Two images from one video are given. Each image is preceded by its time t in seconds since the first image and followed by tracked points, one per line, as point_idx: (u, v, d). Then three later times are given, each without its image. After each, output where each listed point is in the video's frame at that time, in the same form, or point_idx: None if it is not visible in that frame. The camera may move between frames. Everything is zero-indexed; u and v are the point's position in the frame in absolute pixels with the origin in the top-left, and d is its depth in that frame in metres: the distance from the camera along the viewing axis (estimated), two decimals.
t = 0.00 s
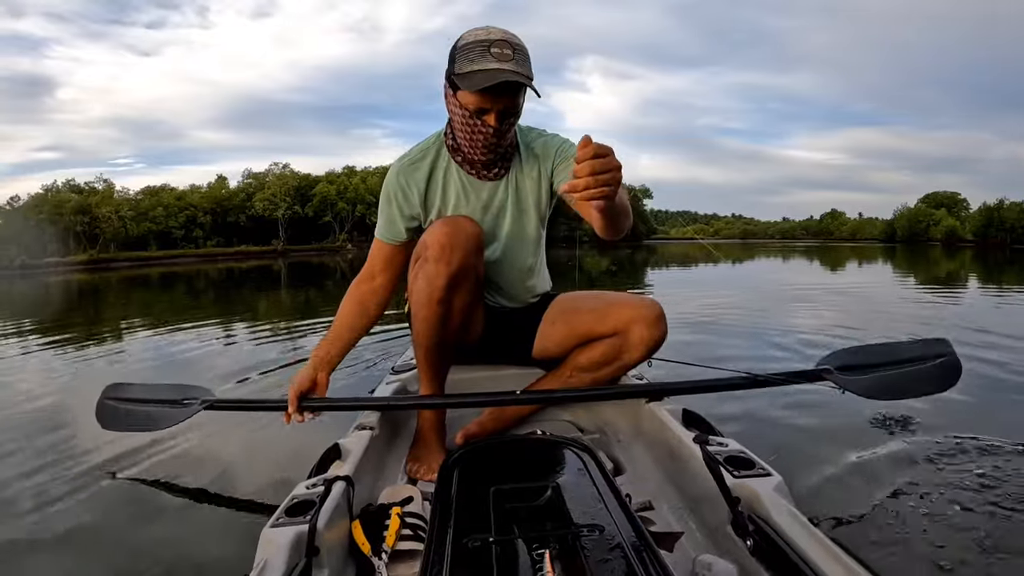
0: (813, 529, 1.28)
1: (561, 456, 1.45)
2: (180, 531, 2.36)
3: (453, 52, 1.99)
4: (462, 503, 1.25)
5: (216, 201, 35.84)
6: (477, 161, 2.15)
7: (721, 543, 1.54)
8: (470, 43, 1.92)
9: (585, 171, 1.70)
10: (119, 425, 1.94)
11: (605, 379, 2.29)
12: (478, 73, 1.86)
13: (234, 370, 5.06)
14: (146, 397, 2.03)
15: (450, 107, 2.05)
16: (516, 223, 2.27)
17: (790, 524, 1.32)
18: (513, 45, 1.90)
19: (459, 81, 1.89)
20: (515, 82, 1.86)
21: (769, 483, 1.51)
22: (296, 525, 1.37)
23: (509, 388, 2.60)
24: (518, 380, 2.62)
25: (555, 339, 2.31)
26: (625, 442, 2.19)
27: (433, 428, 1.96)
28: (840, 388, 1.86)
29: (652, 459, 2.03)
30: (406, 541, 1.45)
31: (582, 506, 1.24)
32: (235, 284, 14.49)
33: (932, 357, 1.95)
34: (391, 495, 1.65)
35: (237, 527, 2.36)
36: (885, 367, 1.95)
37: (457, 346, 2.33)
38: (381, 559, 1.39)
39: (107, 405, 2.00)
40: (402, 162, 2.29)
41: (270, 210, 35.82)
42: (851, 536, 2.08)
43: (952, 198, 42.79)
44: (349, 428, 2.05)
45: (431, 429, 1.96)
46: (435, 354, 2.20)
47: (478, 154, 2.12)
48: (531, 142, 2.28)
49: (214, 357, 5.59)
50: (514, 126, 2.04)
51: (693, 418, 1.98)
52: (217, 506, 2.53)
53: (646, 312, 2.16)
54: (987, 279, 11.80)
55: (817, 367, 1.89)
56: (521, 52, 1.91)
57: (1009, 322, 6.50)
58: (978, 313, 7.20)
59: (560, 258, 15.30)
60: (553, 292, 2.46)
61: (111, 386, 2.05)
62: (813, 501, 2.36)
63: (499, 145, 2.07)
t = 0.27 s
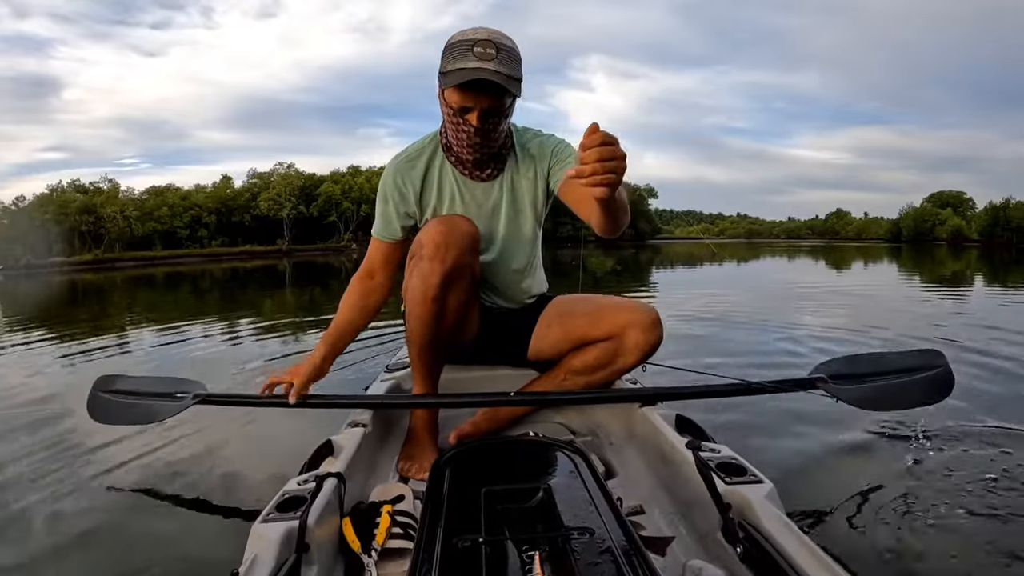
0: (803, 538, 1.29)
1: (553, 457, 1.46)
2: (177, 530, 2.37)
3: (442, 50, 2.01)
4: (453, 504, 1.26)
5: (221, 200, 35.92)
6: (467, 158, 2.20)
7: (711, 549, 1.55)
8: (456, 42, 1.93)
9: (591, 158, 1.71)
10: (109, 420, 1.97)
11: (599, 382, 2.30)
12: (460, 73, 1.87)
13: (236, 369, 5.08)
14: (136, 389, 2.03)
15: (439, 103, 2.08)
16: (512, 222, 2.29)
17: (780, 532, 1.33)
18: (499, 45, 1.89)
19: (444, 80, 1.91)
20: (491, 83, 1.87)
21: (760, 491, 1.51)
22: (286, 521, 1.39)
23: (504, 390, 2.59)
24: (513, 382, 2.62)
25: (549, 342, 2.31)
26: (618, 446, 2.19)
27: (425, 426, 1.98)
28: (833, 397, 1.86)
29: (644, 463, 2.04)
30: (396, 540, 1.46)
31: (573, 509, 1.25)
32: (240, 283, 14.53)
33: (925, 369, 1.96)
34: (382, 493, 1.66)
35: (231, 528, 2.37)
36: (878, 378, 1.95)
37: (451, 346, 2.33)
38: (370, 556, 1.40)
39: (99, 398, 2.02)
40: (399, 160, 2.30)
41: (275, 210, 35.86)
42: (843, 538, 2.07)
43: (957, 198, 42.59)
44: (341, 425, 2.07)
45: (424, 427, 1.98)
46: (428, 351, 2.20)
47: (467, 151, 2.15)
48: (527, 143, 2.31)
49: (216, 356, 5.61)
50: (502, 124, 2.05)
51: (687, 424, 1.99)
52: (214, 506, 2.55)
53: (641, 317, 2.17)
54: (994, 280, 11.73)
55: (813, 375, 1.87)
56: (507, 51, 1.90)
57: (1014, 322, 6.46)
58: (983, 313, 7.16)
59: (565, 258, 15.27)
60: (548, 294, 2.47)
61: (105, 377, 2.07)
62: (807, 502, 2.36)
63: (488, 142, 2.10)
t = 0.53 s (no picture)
0: (799, 542, 1.29)
1: (551, 459, 1.46)
2: (178, 527, 2.39)
3: (448, 55, 2.04)
4: (450, 503, 1.26)
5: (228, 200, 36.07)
6: (478, 163, 2.19)
7: (707, 551, 1.56)
8: (469, 43, 1.97)
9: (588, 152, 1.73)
10: (112, 417, 1.99)
11: (597, 384, 2.29)
12: (487, 67, 1.91)
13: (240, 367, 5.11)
14: (133, 381, 2.02)
15: (450, 108, 2.07)
16: (515, 221, 2.30)
17: (776, 536, 1.33)
18: (517, 42, 1.96)
19: (468, 77, 1.93)
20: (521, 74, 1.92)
21: (757, 495, 1.52)
22: (282, 518, 1.40)
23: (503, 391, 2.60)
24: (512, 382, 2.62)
25: (548, 343, 2.32)
26: (616, 448, 2.19)
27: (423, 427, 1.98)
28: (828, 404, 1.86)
29: (641, 465, 2.04)
30: (392, 538, 1.46)
31: (569, 510, 1.25)
32: (248, 283, 14.62)
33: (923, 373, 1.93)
34: (378, 490, 1.67)
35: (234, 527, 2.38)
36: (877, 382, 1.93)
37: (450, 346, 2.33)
38: (366, 554, 1.41)
39: (97, 392, 2.01)
40: (400, 161, 2.31)
41: (282, 209, 35.95)
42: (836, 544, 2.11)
43: (965, 197, 42.37)
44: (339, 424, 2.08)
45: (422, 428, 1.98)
46: (427, 350, 2.22)
47: (482, 154, 2.14)
48: (529, 143, 2.32)
49: (220, 355, 5.64)
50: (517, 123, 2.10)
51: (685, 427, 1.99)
52: (217, 504, 2.57)
53: (641, 320, 2.17)
54: (1002, 280, 11.66)
55: (809, 382, 1.87)
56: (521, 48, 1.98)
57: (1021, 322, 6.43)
58: (990, 313, 7.11)
59: (571, 258, 15.27)
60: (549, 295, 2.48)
61: (100, 367, 2.04)
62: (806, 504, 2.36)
63: (505, 141, 2.11)
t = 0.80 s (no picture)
0: (800, 542, 1.29)
1: (551, 458, 1.46)
2: (181, 525, 2.40)
3: (453, 53, 2.13)
4: (451, 502, 1.27)
5: (235, 200, 36.21)
6: (490, 150, 2.19)
7: (708, 552, 1.56)
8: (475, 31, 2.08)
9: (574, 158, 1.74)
10: (111, 416, 2.00)
11: (598, 384, 2.29)
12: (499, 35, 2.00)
13: (245, 366, 5.13)
14: (133, 381, 2.04)
15: (464, 97, 2.10)
16: (519, 217, 2.31)
17: (778, 536, 1.33)
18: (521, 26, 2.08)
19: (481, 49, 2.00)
20: (534, 41, 2.00)
21: (758, 494, 1.52)
22: (283, 517, 1.41)
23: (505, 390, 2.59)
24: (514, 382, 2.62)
25: (550, 343, 2.32)
26: (617, 447, 2.19)
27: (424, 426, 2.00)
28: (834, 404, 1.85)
29: (642, 465, 2.04)
30: (394, 537, 1.46)
31: (570, 510, 1.26)
32: (256, 283, 14.65)
33: (924, 374, 1.94)
34: (380, 490, 1.67)
35: (237, 526, 2.39)
36: (879, 383, 1.93)
37: (452, 345, 2.34)
38: (367, 554, 1.41)
39: (98, 391, 2.03)
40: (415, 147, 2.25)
41: (289, 209, 36.03)
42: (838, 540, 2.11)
43: (973, 198, 42.14)
44: (341, 423, 2.09)
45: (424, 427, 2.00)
46: (428, 349, 2.23)
47: (501, 134, 2.12)
48: (533, 143, 2.36)
49: (225, 355, 5.66)
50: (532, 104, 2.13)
51: (685, 427, 1.98)
52: (221, 503, 2.58)
53: (643, 319, 2.17)
54: (1012, 280, 11.57)
55: (812, 381, 1.86)
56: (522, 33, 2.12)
57: None
58: (999, 314, 7.06)
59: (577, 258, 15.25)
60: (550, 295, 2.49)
61: (102, 367, 2.06)
62: (808, 504, 2.35)
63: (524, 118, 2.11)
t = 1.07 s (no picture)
0: (801, 543, 1.29)
1: (554, 459, 1.46)
2: (187, 522, 2.42)
3: (451, 59, 2.17)
4: (453, 502, 1.27)
5: (244, 199, 36.39)
6: (490, 146, 2.19)
7: (710, 553, 1.55)
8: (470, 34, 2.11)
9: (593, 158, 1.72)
10: (110, 413, 2.00)
11: (601, 385, 2.29)
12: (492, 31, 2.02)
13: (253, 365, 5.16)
14: (136, 380, 2.05)
15: (463, 96, 2.12)
16: (522, 216, 2.31)
17: (780, 537, 1.33)
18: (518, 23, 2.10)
19: (476, 46, 2.03)
20: (531, 34, 2.01)
21: (761, 495, 1.52)
22: (286, 517, 1.41)
23: (508, 390, 2.59)
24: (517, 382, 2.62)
25: (553, 344, 2.32)
26: (619, 448, 2.19)
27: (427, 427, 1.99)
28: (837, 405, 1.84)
29: (645, 466, 2.03)
30: (395, 537, 1.47)
31: (572, 510, 1.25)
32: (266, 281, 14.70)
33: (927, 375, 1.93)
34: (382, 490, 1.67)
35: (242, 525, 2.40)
36: (883, 384, 1.92)
37: (454, 345, 2.34)
38: (369, 554, 1.42)
39: (100, 390, 2.04)
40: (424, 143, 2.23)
41: (299, 209, 36.15)
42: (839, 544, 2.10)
43: (984, 198, 41.85)
44: (344, 423, 2.10)
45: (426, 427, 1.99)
46: (430, 349, 2.24)
47: (501, 128, 2.12)
48: (536, 143, 2.36)
49: (233, 353, 5.69)
50: (530, 99, 2.14)
51: (688, 428, 1.98)
52: (227, 500, 2.59)
53: (646, 320, 2.17)
54: None
55: (814, 382, 1.85)
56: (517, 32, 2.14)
57: None
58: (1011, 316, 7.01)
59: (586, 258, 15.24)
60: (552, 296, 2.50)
61: (106, 366, 2.08)
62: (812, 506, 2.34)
63: (523, 111, 2.12)
